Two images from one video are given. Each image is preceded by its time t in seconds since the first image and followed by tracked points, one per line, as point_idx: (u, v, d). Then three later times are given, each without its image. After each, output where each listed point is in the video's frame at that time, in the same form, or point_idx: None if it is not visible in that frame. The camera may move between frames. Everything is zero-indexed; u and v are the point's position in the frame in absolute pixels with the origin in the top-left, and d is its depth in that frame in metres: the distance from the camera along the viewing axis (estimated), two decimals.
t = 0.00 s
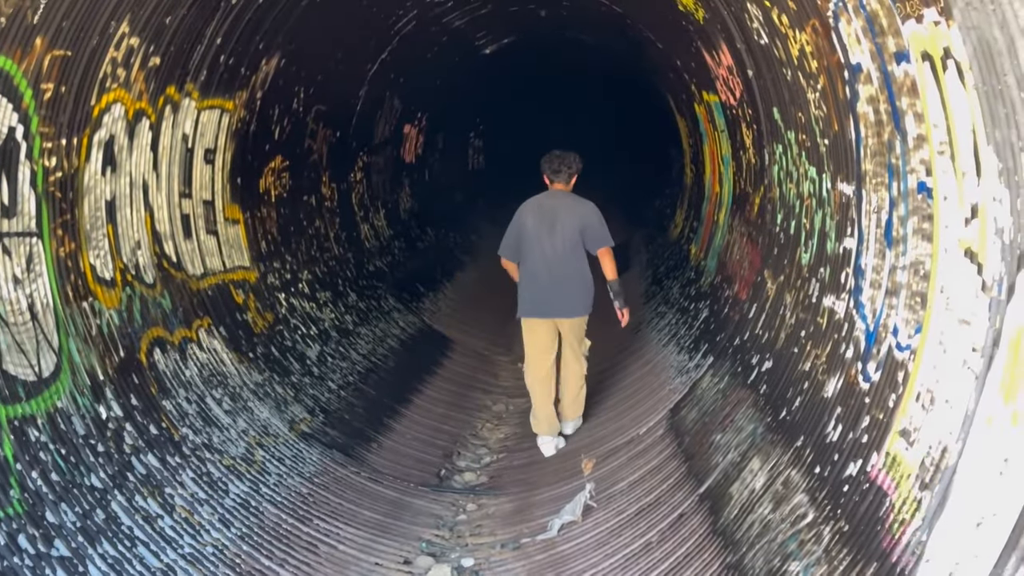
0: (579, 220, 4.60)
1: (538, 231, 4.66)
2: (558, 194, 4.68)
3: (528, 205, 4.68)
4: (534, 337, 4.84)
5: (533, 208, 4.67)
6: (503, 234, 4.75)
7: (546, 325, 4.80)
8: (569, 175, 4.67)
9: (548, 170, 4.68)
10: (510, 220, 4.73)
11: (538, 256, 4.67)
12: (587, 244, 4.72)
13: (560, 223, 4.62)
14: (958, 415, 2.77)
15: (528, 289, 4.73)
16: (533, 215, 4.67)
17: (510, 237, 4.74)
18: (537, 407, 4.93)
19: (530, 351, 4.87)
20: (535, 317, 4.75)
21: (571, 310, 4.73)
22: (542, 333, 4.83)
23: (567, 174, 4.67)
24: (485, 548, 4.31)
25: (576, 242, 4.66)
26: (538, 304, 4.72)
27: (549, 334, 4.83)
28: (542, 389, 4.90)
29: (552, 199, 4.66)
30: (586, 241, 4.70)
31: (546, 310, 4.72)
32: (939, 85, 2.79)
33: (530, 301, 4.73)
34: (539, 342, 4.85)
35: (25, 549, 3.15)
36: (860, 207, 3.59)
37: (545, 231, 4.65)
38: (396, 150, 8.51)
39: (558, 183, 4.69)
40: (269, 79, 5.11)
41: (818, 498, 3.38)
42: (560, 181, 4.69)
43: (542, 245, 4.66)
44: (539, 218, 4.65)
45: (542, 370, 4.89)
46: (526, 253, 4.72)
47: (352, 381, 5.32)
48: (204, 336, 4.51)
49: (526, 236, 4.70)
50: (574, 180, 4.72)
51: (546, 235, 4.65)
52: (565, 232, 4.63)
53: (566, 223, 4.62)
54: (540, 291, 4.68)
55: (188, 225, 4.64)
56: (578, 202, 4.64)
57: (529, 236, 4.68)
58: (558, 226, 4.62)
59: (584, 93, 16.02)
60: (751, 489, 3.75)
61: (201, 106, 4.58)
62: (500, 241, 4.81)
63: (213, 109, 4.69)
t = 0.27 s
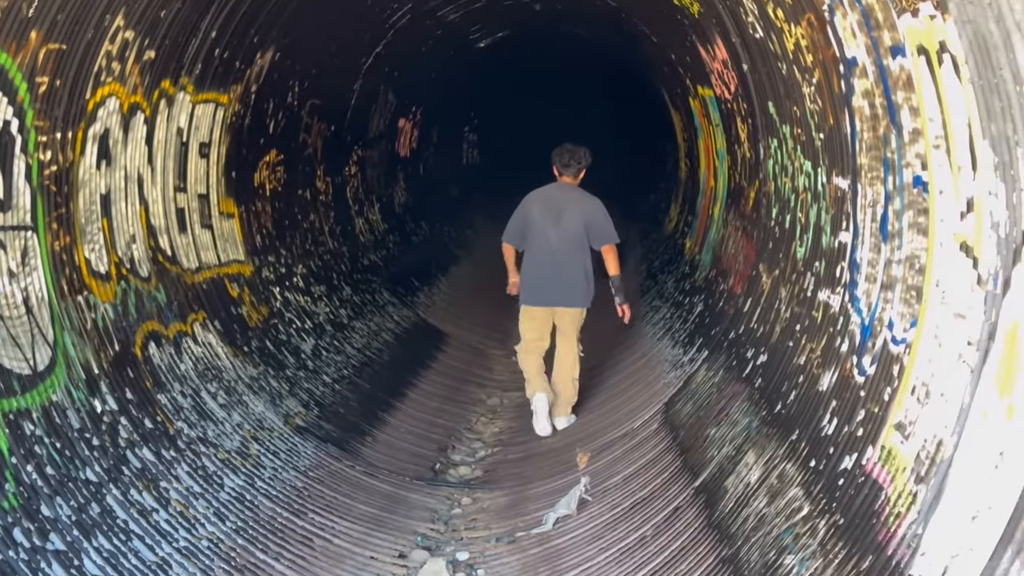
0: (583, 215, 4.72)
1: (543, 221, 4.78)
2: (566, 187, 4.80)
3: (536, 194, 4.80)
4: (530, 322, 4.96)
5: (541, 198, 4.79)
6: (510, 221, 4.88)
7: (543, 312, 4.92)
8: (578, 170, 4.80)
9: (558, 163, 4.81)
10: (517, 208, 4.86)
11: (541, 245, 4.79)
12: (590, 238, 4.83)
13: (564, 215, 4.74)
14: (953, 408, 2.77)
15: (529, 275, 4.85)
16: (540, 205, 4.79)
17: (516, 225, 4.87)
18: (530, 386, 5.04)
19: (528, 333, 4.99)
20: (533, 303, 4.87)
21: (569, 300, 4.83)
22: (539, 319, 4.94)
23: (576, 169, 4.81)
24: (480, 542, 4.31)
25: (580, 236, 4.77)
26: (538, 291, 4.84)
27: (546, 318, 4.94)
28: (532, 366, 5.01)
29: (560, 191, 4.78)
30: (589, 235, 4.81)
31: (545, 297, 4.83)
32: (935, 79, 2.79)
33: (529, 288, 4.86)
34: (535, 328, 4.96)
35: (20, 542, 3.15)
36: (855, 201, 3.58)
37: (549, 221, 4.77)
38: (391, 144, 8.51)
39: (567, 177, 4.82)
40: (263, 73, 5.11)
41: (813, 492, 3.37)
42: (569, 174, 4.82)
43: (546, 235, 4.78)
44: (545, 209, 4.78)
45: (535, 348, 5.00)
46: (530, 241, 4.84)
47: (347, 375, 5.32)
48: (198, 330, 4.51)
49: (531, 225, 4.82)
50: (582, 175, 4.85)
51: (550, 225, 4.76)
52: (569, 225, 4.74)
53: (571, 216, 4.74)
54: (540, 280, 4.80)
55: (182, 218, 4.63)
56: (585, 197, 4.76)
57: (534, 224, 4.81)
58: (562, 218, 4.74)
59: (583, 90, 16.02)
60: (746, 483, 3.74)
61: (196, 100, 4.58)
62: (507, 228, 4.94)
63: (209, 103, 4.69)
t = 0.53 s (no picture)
0: (586, 208, 4.75)
1: (546, 213, 4.81)
2: (568, 180, 4.82)
3: (538, 186, 4.83)
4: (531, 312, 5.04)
5: (544, 191, 4.82)
6: (513, 213, 4.91)
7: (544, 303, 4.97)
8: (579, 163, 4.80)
9: (560, 157, 4.81)
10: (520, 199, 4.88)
11: (543, 237, 4.82)
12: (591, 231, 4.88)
13: (567, 208, 4.77)
14: (953, 403, 2.77)
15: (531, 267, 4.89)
16: (542, 197, 4.82)
17: (519, 216, 4.89)
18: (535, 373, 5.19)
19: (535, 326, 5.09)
20: (535, 294, 4.92)
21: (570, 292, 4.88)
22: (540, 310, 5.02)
23: (578, 163, 4.80)
24: (480, 538, 4.32)
25: (582, 229, 4.81)
26: (540, 283, 4.89)
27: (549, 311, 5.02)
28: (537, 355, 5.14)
29: (562, 184, 4.80)
30: (591, 228, 4.84)
31: (547, 289, 4.88)
32: (935, 75, 2.79)
33: (531, 279, 4.91)
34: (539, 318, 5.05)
35: (21, 538, 3.16)
36: (856, 196, 3.59)
37: (551, 214, 4.80)
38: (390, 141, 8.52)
39: (569, 169, 4.82)
40: (263, 69, 5.11)
41: (813, 487, 3.37)
42: (571, 168, 4.82)
43: (548, 227, 4.81)
44: (548, 201, 4.80)
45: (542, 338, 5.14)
46: (532, 233, 4.87)
47: (347, 371, 5.32)
48: (199, 325, 4.51)
49: (534, 217, 4.86)
50: (584, 168, 4.86)
51: (553, 218, 4.80)
52: (571, 218, 4.78)
53: (573, 209, 4.77)
54: (541, 271, 4.85)
55: (183, 214, 4.64)
56: (588, 190, 4.79)
57: (537, 217, 4.84)
58: (565, 211, 4.78)
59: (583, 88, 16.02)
60: (746, 478, 3.75)
61: (196, 96, 4.58)
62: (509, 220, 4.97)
63: (209, 99, 4.69)
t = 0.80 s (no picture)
0: (580, 197, 4.79)
1: (540, 209, 4.82)
2: (557, 173, 4.85)
3: (530, 183, 4.84)
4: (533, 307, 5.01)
5: (535, 187, 4.83)
6: (505, 214, 4.90)
7: (545, 296, 4.97)
8: (564, 155, 4.85)
9: (545, 151, 4.85)
10: (512, 198, 4.88)
11: (539, 232, 4.83)
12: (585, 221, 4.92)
13: (562, 200, 4.80)
14: (949, 389, 2.78)
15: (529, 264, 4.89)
16: (535, 194, 4.83)
17: (512, 216, 4.89)
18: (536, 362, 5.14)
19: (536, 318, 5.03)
20: (536, 290, 4.92)
21: (571, 282, 4.90)
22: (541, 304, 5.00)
23: (564, 154, 4.84)
24: (479, 527, 4.32)
25: (577, 219, 4.84)
26: (540, 278, 4.89)
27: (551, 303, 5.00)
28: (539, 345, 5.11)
29: (552, 178, 4.82)
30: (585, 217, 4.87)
31: (548, 283, 4.89)
32: (932, 63, 2.79)
33: (532, 274, 4.89)
34: (538, 311, 5.03)
35: (20, 527, 3.16)
36: (853, 184, 3.59)
37: (546, 208, 4.82)
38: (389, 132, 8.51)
39: (556, 163, 4.86)
40: (261, 59, 5.10)
41: (810, 475, 3.38)
42: (557, 161, 4.85)
43: (544, 222, 4.82)
44: (541, 196, 4.81)
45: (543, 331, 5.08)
46: (527, 230, 4.88)
47: (345, 361, 5.33)
48: (197, 316, 4.51)
49: (528, 214, 4.86)
50: (570, 159, 4.90)
51: (547, 212, 4.81)
52: (566, 209, 4.81)
53: (568, 200, 4.80)
54: (543, 264, 4.84)
55: (180, 205, 4.63)
56: (577, 180, 4.82)
57: (531, 214, 4.84)
58: (560, 203, 4.80)
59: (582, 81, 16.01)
60: (743, 467, 3.75)
61: (193, 86, 4.58)
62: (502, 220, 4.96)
63: (206, 89, 4.68)
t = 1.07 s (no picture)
0: (582, 184, 4.82)
1: (543, 196, 4.84)
2: (558, 161, 4.88)
3: (532, 171, 4.86)
4: (537, 296, 5.00)
5: (537, 174, 4.85)
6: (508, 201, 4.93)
7: (548, 283, 4.97)
8: (565, 145, 4.89)
9: (546, 141, 4.89)
10: (514, 186, 4.90)
11: (543, 219, 4.85)
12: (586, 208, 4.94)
13: (564, 187, 4.82)
14: (947, 380, 2.78)
15: (532, 250, 4.90)
16: (537, 181, 4.85)
17: (515, 203, 4.92)
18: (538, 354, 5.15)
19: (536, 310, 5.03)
20: (539, 276, 4.93)
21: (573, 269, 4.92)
22: (545, 291, 4.99)
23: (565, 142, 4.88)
24: (478, 520, 4.33)
25: (579, 206, 4.87)
26: (543, 264, 4.90)
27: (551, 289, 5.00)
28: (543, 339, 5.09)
29: (554, 166, 4.85)
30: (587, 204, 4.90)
31: (551, 269, 4.90)
32: (930, 54, 2.79)
33: (536, 260, 4.90)
34: (539, 299, 5.01)
35: (20, 520, 3.17)
36: (851, 176, 3.59)
37: (549, 195, 4.84)
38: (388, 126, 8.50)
39: (557, 152, 4.90)
40: (260, 52, 5.10)
41: (809, 467, 3.39)
42: (558, 151, 4.90)
43: (547, 209, 4.84)
44: (543, 183, 4.84)
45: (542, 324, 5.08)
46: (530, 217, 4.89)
47: (345, 355, 5.33)
48: (197, 309, 4.51)
49: (531, 202, 4.88)
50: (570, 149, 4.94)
51: (550, 199, 4.83)
52: (569, 196, 4.83)
53: (570, 187, 4.83)
54: (547, 251, 4.85)
55: (180, 198, 4.63)
56: (578, 167, 4.86)
57: (534, 201, 4.87)
58: (562, 190, 4.83)
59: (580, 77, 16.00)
60: (743, 459, 3.76)
61: (192, 79, 4.58)
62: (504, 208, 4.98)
63: (205, 83, 4.68)
